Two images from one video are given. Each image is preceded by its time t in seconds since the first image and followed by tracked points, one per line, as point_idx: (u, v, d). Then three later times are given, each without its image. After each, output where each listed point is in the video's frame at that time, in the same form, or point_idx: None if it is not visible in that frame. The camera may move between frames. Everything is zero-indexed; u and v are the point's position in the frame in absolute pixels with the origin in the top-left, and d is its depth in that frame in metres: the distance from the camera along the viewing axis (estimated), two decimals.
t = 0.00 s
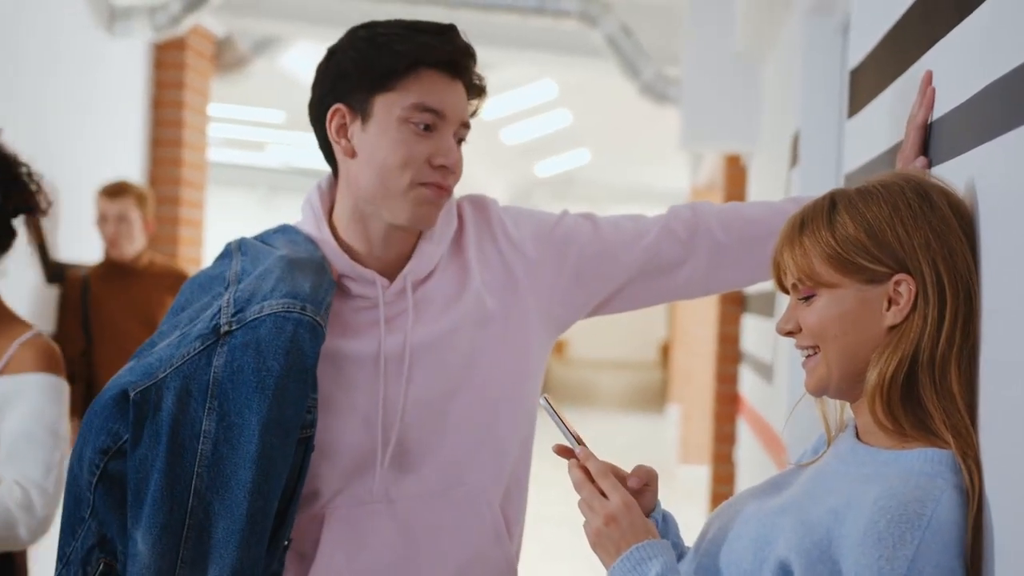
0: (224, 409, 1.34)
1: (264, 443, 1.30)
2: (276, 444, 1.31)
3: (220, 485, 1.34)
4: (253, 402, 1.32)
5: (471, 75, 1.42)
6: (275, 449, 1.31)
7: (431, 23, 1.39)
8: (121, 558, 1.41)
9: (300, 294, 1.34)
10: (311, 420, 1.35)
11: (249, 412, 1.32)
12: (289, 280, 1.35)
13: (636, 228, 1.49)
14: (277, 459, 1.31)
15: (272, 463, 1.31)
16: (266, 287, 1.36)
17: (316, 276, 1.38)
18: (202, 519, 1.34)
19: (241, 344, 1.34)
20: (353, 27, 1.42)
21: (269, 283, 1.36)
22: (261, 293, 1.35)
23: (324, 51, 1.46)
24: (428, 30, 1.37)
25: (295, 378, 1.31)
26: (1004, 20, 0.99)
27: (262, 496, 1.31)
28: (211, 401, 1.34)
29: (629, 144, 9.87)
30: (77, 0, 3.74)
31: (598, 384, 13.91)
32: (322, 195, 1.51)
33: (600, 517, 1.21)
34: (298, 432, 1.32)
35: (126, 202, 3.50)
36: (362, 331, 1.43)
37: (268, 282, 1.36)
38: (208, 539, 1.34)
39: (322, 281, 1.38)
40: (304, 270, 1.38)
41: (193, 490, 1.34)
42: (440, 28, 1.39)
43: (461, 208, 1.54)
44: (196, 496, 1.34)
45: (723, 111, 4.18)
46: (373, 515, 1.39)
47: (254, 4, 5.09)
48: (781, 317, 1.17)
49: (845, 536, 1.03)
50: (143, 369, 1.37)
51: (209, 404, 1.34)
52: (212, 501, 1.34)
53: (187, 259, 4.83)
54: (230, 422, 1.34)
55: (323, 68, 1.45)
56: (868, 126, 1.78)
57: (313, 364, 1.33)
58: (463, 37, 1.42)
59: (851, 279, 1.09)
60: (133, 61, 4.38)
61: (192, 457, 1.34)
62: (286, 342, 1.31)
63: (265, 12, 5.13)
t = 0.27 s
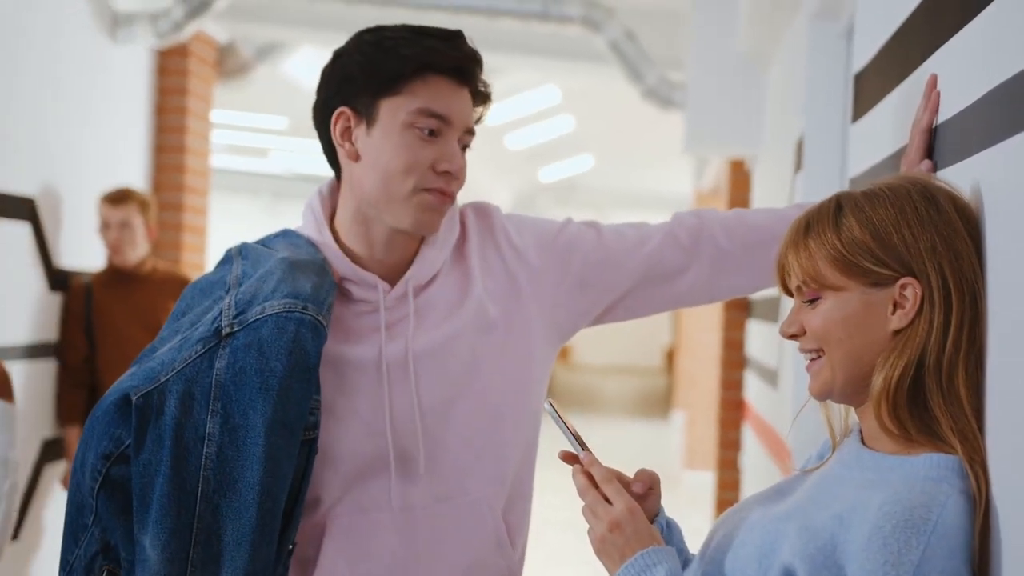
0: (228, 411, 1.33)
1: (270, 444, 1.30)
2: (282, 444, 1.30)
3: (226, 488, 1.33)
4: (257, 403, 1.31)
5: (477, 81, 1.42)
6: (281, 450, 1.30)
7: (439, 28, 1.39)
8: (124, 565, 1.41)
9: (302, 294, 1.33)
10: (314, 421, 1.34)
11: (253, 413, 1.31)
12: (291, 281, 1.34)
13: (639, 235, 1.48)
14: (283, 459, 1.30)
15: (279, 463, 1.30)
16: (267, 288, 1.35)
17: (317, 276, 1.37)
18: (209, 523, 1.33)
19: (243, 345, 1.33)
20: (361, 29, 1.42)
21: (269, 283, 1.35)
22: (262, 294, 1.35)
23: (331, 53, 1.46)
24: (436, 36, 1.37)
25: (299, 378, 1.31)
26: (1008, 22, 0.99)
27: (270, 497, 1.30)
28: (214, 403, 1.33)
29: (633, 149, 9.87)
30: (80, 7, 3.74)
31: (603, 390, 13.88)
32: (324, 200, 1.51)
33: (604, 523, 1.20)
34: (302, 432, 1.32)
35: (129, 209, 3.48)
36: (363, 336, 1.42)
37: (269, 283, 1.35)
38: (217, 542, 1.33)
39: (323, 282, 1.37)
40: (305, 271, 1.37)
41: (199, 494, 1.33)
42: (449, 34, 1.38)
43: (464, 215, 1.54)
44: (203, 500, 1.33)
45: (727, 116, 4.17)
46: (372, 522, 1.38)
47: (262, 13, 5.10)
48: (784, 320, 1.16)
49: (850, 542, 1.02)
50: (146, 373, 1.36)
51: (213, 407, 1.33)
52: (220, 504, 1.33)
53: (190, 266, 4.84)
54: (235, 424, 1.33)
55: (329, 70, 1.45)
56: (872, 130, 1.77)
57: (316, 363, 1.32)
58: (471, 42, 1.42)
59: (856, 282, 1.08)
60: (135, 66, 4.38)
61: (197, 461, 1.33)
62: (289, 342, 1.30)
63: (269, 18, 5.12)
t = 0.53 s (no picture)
0: (228, 413, 1.33)
1: (271, 447, 1.29)
2: (282, 446, 1.30)
3: (226, 491, 1.32)
4: (257, 405, 1.31)
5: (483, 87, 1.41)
6: (281, 452, 1.29)
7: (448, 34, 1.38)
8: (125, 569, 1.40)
9: (301, 296, 1.33)
10: (315, 424, 1.34)
11: (254, 415, 1.31)
12: (290, 283, 1.34)
13: (646, 241, 1.48)
14: (283, 461, 1.30)
15: (279, 465, 1.29)
16: (267, 291, 1.35)
17: (317, 279, 1.37)
18: (209, 526, 1.33)
19: (243, 347, 1.33)
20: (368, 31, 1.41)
21: (269, 286, 1.35)
22: (262, 297, 1.35)
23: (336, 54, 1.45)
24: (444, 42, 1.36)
25: (299, 379, 1.30)
26: (1012, 23, 0.98)
27: (272, 500, 1.30)
28: (214, 405, 1.33)
29: (639, 151, 9.86)
30: (85, 11, 3.74)
31: (609, 393, 13.86)
32: (327, 205, 1.51)
33: (610, 527, 1.19)
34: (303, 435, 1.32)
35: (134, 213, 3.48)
36: (365, 341, 1.42)
37: (268, 286, 1.35)
38: (219, 545, 1.32)
39: (323, 284, 1.37)
40: (305, 273, 1.37)
41: (199, 497, 1.32)
42: (456, 39, 1.38)
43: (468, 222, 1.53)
44: (203, 503, 1.32)
45: (733, 118, 4.16)
46: (376, 529, 1.38)
47: (264, 16, 5.06)
48: (790, 320, 1.16)
49: (856, 547, 1.02)
50: (145, 376, 1.35)
51: (213, 409, 1.33)
52: (220, 508, 1.32)
53: (195, 270, 4.83)
54: (234, 426, 1.32)
55: (334, 71, 1.44)
56: (878, 133, 1.77)
57: (315, 365, 1.32)
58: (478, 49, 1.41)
59: (862, 282, 1.08)
60: (140, 71, 4.38)
61: (196, 463, 1.32)
62: (289, 343, 1.30)
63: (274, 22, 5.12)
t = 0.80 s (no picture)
0: (221, 415, 1.32)
1: (264, 448, 1.29)
2: (276, 448, 1.29)
3: (219, 492, 1.31)
4: (251, 406, 1.30)
5: (488, 96, 1.37)
6: (274, 454, 1.29)
7: (456, 41, 1.35)
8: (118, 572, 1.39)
9: (295, 297, 1.32)
10: (308, 426, 1.33)
11: (247, 416, 1.30)
12: (284, 284, 1.34)
13: (643, 238, 1.47)
14: (277, 463, 1.29)
15: (273, 467, 1.29)
16: (260, 291, 1.34)
17: (311, 279, 1.36)
18: (202, 528, 1.32)
19: (237, 348, 1.32)
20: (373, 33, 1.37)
21: (263, 287, 1.35)
22: (256, 297, 1.34)
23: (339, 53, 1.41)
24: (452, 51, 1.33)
25: (292, 381, 1.30)
26: (1014, 20, 0.97)
27: (264, 502, 1.29)
28: (207, 407, 1.32)
29: (640, 153, 9.85)
30: (84, 12, 3.74)
31: (610, 395, 13.85)
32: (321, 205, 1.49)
33: (609, 530, 1.18)
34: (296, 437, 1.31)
35: (134, 214, 3.48)
36: (360, 341, 1.41)
37: (263, 286, 1.35)
38: (210, 547, 1.32)
39: (318, 284, 1.36)
40: (300, 274, 1.36)
41: (192, 499, 1.32)
42: (462, 48, 1.34)
43: (466, 223, 1.53)
44: (196, 505, 1.32)
45: (735, 119, 4.15)
46: (374, 531, 1.37)
47: (264, 18, 5.06)
48: (789, 318, 1.15)
49: (854, 551, 1.01)
50: (139, 377, 1.34)
51: (206, 410, 1.32)
52: (213, 509, 1.32)
53: (196, 271, 4.83)
54: (228, 428, 1.32)
55: (337, 71, 1.40)
56: (879, 132, 1.76)
57: (309, 366, 1.31)
58: (485, 58, 1.38)
59: (862, 281, 1.08)
60: (140, 72, 4.37)
61: (189, 465, 1.32)
62: (282, 345, 1.30)
63: (274, 23, 5.12)
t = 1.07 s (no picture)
0: (211, 419, 1.31)
1: (254, 451, 1.27)
2: (266, 451, 1.28)
3: (210, 497, 1.30)
4: (241, 410, 1.29)
5: (490, 125, 1.32)
6: (265, 456, 1.28)
7: (462, 65, 1.30)
8: None
9: (284, 298, 1.31)
10: (300, 428, 1.32)
11: (237, 420, 1.29)
12: (273, 286, 1.33)
13: (634, 238, 1.46)
14: (267, 466, 1.28)
15: (264, 470, 1.28)
16: (249, 294, 1.33)
17: (300, 281, 1.35)
18: (193, 534, 1.31)
19: (226, 352, 1.31)
20: (379, 44, 1.33)
21: (252, 290, 1.33)
22: (244, 301, 1.33)
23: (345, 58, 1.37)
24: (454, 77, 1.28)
25: (282, 384, 1.29)
26: (1011, 19, 0.95)
27: (255, 505, 1.27)
28: (196, 411, 1.31)
29: (636, 155, 9.84)
30: (76, 14, 3.72)
31: (606, 397, 13.84)
32: (310, 211, 1.48)
33: (600, 535, 1.17)
34: (287, 440, 1.30)
35: (127, 217, 3.49)
36: (348, 344, 1.40)
37: (251, 289, 1.33)
38: (201, 554, 1.31)
39: (306, 286, 1.35)
40: (287, 276, 1.35)
41: (182, 504, 1.30)
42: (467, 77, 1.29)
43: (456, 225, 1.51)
44: (187, 510, 1.30)
45: (730, 122, 4.14)
46: (363, 534, 1.36)
47: (259, 19, 5.07)
48: (779, 318, 1.14)
49: (845, 554, 1.00)
50: (129, 383, 1.33)
51: (195, 415, 1.31)
52: (204, 515, 1.30)
53: (190, 275, 4.82)
54: (218, 431, 1.30)
55: (339, 76, 1.36)
56: (874, 132, 1.75)
57: (298, 368, 1.30)
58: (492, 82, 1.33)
59: (853, 279, 1.06)
60: (132, 75, 4.35)
61: (179, 470, 1.31)
62: (271, 347, 1.28)
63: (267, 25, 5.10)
